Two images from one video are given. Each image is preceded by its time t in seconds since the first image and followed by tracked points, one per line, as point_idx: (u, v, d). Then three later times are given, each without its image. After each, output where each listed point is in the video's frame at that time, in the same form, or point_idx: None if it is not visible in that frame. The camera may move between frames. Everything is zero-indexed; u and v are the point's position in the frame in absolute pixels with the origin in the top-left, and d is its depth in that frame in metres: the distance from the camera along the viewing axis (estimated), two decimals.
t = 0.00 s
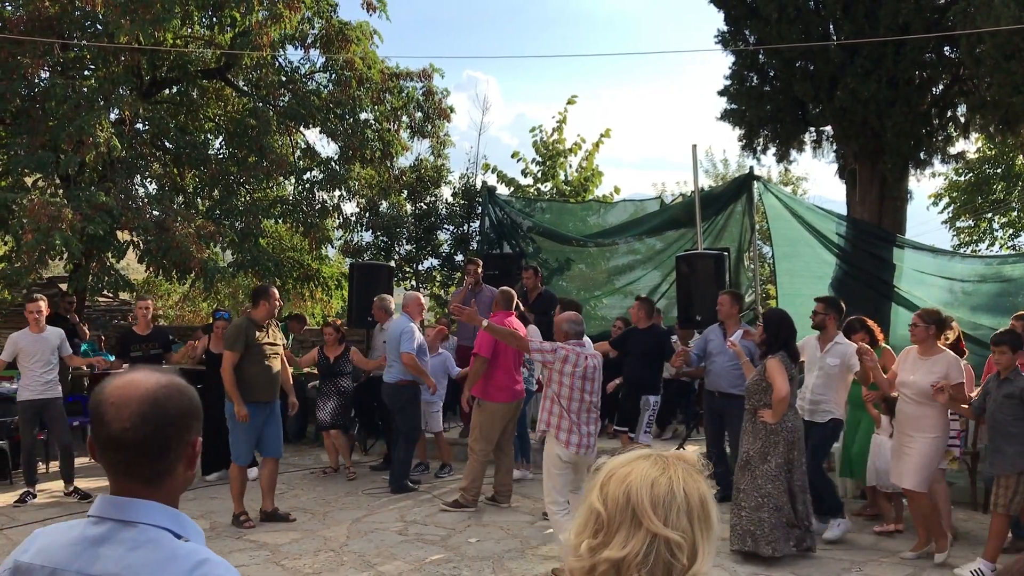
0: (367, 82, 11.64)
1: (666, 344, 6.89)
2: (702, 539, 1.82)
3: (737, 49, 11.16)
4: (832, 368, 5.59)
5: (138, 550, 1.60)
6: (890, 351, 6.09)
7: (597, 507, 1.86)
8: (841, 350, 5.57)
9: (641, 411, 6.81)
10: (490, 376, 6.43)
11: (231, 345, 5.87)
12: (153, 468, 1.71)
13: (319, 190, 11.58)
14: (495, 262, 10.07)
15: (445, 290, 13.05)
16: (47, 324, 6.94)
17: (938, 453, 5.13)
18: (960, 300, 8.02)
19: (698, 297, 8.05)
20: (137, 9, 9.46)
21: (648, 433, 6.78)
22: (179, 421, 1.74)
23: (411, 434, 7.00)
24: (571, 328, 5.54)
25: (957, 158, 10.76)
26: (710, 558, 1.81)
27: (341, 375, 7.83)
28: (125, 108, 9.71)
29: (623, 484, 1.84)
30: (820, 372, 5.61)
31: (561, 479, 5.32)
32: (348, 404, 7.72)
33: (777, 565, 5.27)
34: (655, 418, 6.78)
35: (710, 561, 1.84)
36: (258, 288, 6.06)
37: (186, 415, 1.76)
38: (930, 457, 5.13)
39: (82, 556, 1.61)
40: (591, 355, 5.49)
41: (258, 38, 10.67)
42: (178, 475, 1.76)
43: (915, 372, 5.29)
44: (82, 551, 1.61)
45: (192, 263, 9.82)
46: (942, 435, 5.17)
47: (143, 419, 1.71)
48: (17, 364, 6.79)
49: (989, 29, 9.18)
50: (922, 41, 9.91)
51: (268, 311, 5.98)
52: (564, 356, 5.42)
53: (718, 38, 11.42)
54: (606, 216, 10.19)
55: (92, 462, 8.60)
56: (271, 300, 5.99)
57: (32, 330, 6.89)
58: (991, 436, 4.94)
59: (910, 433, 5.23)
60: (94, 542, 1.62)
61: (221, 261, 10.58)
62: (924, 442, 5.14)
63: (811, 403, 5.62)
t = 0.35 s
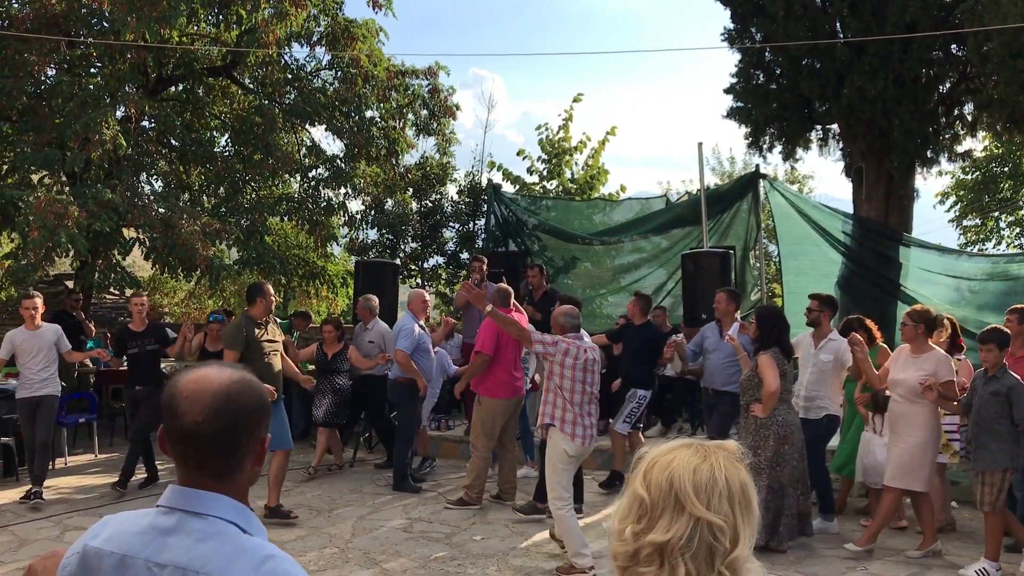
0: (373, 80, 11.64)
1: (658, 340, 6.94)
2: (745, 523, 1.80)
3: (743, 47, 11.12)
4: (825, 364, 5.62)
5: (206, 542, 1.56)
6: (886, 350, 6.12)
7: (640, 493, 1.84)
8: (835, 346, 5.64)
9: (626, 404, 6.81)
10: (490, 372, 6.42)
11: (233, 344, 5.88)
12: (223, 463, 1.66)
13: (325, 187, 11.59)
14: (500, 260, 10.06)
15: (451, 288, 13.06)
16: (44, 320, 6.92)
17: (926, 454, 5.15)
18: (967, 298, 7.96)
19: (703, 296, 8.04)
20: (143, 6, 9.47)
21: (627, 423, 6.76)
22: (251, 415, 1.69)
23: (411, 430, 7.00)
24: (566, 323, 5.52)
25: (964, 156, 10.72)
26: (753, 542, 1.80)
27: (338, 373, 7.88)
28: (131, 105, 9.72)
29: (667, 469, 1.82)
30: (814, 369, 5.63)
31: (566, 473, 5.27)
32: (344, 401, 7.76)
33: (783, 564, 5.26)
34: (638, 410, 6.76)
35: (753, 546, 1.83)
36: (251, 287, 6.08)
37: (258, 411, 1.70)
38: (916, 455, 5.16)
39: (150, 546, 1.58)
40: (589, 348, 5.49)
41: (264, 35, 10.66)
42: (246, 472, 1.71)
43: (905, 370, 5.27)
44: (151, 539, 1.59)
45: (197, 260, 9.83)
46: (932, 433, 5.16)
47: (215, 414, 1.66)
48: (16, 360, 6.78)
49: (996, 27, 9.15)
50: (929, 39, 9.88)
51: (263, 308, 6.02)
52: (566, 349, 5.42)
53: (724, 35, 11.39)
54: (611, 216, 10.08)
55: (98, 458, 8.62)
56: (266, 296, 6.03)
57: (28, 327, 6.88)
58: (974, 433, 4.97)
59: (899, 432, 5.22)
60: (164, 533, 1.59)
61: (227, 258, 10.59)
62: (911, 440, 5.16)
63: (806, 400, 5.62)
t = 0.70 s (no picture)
0: (373, 78, 11.65)
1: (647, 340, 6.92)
2: (753, 509, 1.93)
3: (742, 46, 11.13)
4: (808, 363, 5.59)
5: (268, 535, 1.62)
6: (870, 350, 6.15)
7: (654, 484, 1.98)
8: (818, 346, 5.59)
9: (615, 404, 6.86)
10: (489, 372, 6.44)
11: (246, 337, 5.89)
12: (279, 459, 1.71)
13: (324, 186, 11.61)
14: (499, 259, 10.07)
15: (451, 286, 13.08)
16: (43, 321, 6.92)
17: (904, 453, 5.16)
18: (966, 296, 8.02)
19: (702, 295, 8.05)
20: (143, 6, 9.47)
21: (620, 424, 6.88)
22: (305, 413, 1.75)
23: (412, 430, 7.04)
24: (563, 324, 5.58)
25: (963, 154, 10.74)
26: (761, 527, 1.93)
27: (328, 373, 7.81)
28: (131, 104, 9.73)
29: (678, 460, 1.97)
30: (797, 368, 5.61)
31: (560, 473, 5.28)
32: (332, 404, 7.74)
33: (781, 562, 5.27)
34: (629, 411, 6.83)
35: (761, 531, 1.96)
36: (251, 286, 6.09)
37: (312, 408, 1.76)
38: (892, 454, 5.16)
39: (213, 540, 1.64)
40: (584, 349, 5.52)
41: (263, 34, 10.66)
42: (302, 465, 1.76)
43: (882, 369, 5.30)
44: (216, 533, 1.65)
45: (197, 258, 9.83)
46: (907, 430, 5.19)
47: (272, 413, 1.71)
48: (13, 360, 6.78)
49: (995, 25, 9.17)
50: (928, 38, 9.89)
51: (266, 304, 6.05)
52: (563, 352, 5.45)
53: (723, 34, 11.40)
54: (611, 213, 10.12)
55: (98, 457, 8.63)
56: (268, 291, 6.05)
57: (27, 327, 6.88)
58: (965, 431, 4.96)
59: (876, 431, 5.26)
60: (227, 527, 1.65)
61: (227, 257, 10.60)
62: (886, 437, 5.19)
63: (789, 399, 5.61)
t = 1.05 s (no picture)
0: (365, 77, 11.64)
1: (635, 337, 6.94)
2: (746, 493, 1.98)
3: (734, 44, 11.15)
4: (785, 359, 5.60)
5: (325, 508, 1.82)
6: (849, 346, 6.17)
7: (652, 468, 2.04)
8: (795, 342, 5.60)
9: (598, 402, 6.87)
10: (477, 369, 6.45)
11: (235, 338, 5.87)
12: (330, 435, 1.91)
13: (316, 185, 11.58)
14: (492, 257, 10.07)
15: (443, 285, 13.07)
16: (35, 321, 6.91)
17: (878, 444, 5.17)
18: (959, 293, 7.98)
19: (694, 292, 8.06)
20: (134, 4, 9.44)
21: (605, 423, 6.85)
22: (352, 394, 1.95)
23: (405, 429, 7.09)
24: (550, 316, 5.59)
25: (954, 151, 10.75)
26: (753, 510, 1.98)
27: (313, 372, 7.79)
28: (122, 103, 9.69)
29: (675, 447, 2.03)
30: (774, 363, 5.61)
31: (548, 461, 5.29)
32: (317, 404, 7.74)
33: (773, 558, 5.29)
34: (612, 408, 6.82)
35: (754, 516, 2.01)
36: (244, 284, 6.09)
37: (357, 389, 1.97)
38: (869, 447, 5.18)
39: (274, 514, 1.84)
40: (573, 340, 5.53)
41: (254, 33, 10.62)
42: (350, 442, 1.96)
43: (856, 364, 5.32)
44: (275, 508, 1.85)
45: (189, 257, 9.80)
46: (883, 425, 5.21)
47: (323, 393, 1.92)
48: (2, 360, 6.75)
49: (985, 22, 9.20)
50: (919, 35, 9.91)
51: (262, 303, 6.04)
52: (551, 343, 5.44)
53: (715, 32, 11.41)
54: (603, 212, 10.15)
55: (91, 458, 8.61)
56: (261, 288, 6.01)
57: (19, 326, 6.86)
58: (943, 426, 5.07)
59: (852, 426, 5.27)
60: (287, 502, 1.85)
61: (218, 256, 10.56)
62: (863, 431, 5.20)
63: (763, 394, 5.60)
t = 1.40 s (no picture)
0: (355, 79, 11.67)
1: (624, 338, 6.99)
2: (745, 490, 2.01)
3: (723, 44, 11.19)
4: (769, 360, 5.63)
5: (362, 507, 1.86)
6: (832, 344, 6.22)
7: (656, 461, 2.10)
8: (778, 343, 5.64)
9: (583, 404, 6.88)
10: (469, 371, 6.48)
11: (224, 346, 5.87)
12: (366, 440, 1.94)
13: (308, 187, 11.58)
14: (484, 258, 10.10)
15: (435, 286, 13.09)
16: (26, 326, 6.91)
17: (866, 444, 5.24)
18: (948, 291, 8.07)
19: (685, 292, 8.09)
20: (123, 8, 9.43)
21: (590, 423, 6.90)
22: (389, 401, 1.98)
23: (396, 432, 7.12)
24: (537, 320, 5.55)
25: (943, 151, 10.82)
26: (752, 507, 2.00)
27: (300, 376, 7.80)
28: (112, 107, 9.68)
29: (677, 441, 2.09)
30: (757, 364, 5.65)
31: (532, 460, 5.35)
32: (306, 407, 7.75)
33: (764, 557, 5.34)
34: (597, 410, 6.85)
35: (753, 514, 2.03)
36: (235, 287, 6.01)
37: (394, 397, 2.00)
38: (856, 447, 5.24)
39: (310, 512, 1.87)
40: (559, 343, 5.54)
41: (245, 36, 10.62)
42: (383, 448, 1.99)
43: (841, 363, 5.36)
44: (311, 508, 1.88)
45: (180, 261, 9.80)
46: (870, 424, 5.27)
47: (362, 398, 1.95)
48: None
49: (972, 23, 9.28)
50: (906, 35, 9.98)
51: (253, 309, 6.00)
52: (540, 349, 5.44)
53: (705, 32, 11.46)
54: (595, 212, 10.20)
55: (83, 461, 8.61)
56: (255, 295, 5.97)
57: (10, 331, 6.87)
58: (926, 423, 5.12)
59: (839, 425, 5.32)
60: (322, 502, 1.88)
61: (210, 259, 10.56)
62: (852, 430, 5.25)
63: (748, 395, 5.65)
